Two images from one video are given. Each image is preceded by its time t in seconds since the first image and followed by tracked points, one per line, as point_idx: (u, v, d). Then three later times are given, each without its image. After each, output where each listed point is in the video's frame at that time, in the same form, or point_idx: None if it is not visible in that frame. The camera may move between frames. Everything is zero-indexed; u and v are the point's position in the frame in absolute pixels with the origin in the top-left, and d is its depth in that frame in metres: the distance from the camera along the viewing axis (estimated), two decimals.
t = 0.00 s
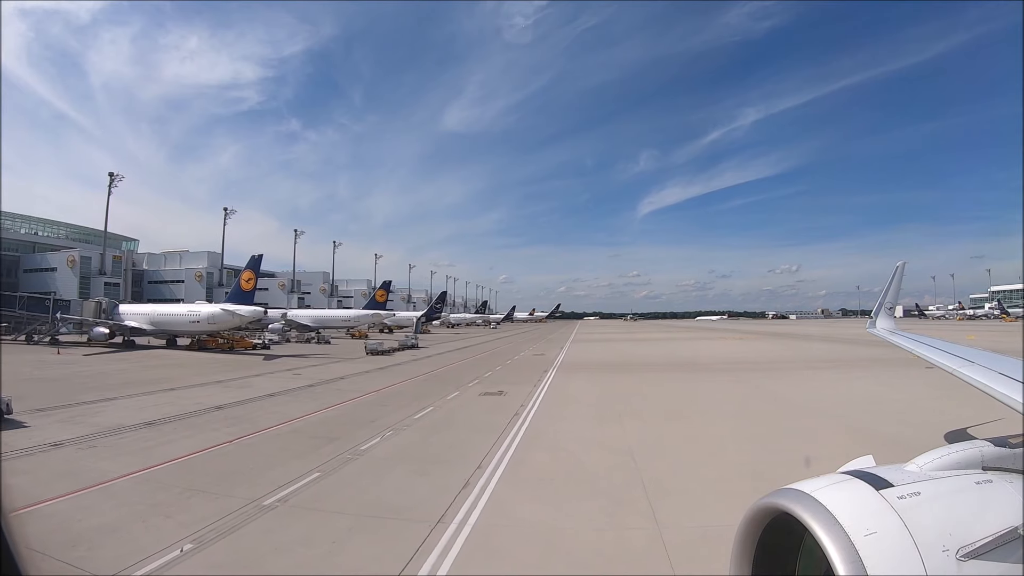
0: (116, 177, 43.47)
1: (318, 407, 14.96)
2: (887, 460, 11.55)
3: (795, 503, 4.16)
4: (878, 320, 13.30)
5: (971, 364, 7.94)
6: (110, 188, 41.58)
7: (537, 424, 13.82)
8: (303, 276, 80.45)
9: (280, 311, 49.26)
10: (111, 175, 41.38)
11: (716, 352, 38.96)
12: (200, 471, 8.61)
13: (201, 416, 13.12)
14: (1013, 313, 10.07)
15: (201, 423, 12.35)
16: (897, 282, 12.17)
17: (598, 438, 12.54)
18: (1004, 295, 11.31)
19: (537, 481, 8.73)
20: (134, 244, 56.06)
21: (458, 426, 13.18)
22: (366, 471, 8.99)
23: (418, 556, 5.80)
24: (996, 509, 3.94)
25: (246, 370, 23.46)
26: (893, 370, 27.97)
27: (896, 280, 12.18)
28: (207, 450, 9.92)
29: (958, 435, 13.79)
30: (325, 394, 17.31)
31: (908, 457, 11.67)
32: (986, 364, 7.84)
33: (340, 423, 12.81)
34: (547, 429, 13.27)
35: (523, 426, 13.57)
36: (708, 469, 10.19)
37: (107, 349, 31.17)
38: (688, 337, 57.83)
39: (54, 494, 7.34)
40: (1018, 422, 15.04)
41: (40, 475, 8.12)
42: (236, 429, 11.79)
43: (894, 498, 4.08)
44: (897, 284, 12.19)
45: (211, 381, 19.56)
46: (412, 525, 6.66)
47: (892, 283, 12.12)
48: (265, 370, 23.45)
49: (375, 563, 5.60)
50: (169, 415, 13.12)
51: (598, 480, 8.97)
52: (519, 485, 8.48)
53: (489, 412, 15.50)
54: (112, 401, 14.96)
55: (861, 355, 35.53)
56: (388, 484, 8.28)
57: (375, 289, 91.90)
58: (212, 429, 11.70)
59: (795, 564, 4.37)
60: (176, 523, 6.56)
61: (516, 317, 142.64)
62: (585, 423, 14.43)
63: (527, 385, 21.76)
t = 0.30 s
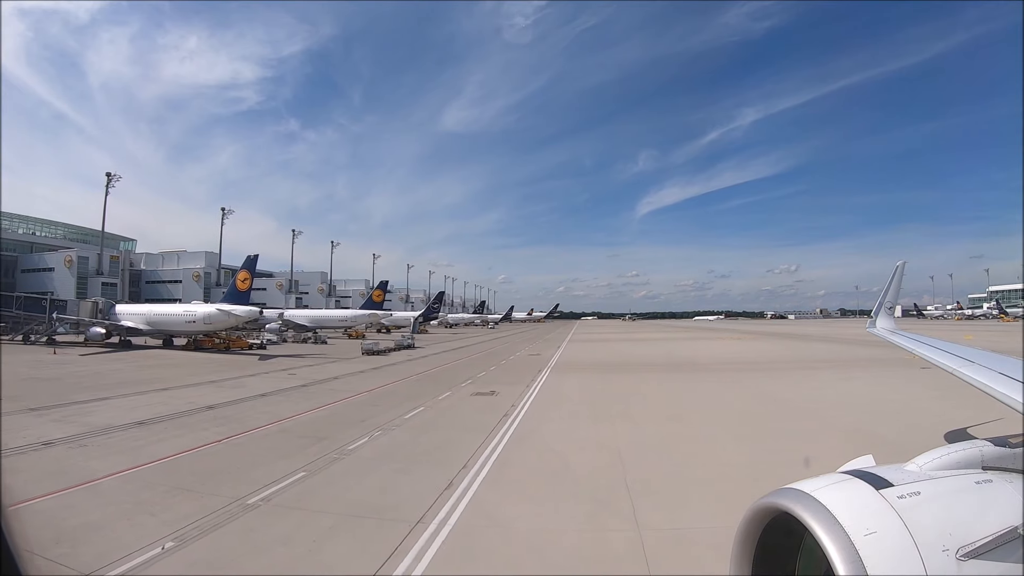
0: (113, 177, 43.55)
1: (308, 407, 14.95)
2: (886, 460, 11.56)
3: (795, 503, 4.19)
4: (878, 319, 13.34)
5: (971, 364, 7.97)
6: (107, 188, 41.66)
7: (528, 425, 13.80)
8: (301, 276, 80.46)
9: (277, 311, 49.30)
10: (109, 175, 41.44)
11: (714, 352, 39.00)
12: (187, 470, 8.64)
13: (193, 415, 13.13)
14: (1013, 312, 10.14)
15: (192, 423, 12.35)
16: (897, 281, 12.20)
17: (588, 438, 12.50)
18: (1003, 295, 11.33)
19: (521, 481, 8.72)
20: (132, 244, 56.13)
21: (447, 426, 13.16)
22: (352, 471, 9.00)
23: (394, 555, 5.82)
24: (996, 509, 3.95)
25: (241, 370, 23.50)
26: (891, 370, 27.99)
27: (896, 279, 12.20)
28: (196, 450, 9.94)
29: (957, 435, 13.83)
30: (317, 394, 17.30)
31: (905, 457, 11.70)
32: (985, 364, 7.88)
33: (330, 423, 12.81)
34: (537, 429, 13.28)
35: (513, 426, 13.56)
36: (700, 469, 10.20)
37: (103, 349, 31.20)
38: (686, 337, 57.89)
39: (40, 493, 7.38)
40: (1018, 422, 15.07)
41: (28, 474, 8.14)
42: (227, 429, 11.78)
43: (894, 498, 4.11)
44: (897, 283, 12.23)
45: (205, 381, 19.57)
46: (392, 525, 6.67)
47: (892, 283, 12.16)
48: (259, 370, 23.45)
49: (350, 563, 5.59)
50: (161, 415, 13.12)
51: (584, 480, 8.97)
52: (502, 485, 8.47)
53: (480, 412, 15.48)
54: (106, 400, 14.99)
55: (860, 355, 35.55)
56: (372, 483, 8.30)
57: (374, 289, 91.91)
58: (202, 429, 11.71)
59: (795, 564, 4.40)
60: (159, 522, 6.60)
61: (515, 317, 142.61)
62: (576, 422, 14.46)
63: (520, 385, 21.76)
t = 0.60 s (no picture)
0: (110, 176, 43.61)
1: (299, 407, 14.97)
2: (884, 461, 11.60)
3: (796, 503, 4.19)
4: (878, 319, 13.37)
5: (971, 364, 7.99)
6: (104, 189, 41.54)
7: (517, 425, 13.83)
8: (298, 277, 80.38)
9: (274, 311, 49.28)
10: (105, 175, 41.28)
11: (711, 352, 39.04)
12: (174, 470, 8.68)
13: (184, 415, 13.14)
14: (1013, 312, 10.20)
15: (184, 423, 12.36)
16: (897, 281, 12.23)
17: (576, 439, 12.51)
18: (1001, 295, 11.40)
19: (504, 481, 8.74)
20: (129, 244, 56.02)
21: (436, 426, 13.19)
22: (338, 470, 9.03)
23: (371, 554, 5.85)
24: (997, 509, 3.96)
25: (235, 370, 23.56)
26: (889, 371, 28.05)
27: (895, 279, 12.26)
28: (184, 450, 9.96)
29: (957, 435, 13.88)
30: (309, 394, 17.31)
31: (903, 458, 11.74)
32: (985, 364, 7.91)
33: (320, 423, 12.84)
34: (526, 429, 13.32)
35: (502, 426, 13.60)
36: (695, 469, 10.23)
37: (99, 350, 31.14)
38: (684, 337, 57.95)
39: (27, 491, 7.42)
40: (1017, 422, 15.13)
41: (16, 473, 8.16)
42: (217, 429, 11.79)
43: (894, 498, 4.10)
44: (897, 283, 12.26)
45: (199, 381, 19.56)
46: (372, 525, 6.69)
47: (892, 283, 12.19)
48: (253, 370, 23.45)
49: (327, 562, 5.61)
50: (152, 415, 13.11)
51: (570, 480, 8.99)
52: (485, 485, 8.48)
53: (470, 412, 15.52)
54: (98, 400, 14.98)
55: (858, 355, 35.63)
56: (357, 483, 8.33)
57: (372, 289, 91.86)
58: (193, 429, 11.72)
59: (795, 565, 4.39)
60: (142, 520, 6.64)
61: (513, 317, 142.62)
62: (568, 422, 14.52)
63: (512, 386, 21.82)
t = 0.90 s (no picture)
0: (107, 177, 43.62)
1: (290, 407, 15.02)
2: (883, 461, 11.62)
3: (796, 503, 4.21)
4: (878, 320, 13.42)
5: (972, 364, 8.03)
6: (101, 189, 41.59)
7: (506, 425, 13.90)
8: (296, 277, 80.45)
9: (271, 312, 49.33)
10: (103, 175, 41.40)
11: (709, 353, 39.11)
12: (161, 469, 8.73)
13: (175, 415, 13.19)
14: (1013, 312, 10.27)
15: (175, 423, 12.42)
16: (896, 281, 12.31)
17: (564, 438, 12.59)
18: (1000, 295, 11.44)
19: (487, 482, 8.77)
20: (126, 245, 56.07)
21: (424, 426, 13.22)
22: (324, 471, 9.06)
23: (349, 554, 5.88)
24: (998, 509, 3.98)
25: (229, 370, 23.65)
26: (888, 371, 28.13)
27: (896, 279, 12.30)
28: (173, 449, 10.01)
29: (958, 436, 13.92)
30: (300, 394, 17.36)
31: (902, 457, 11.78)
32: (986, 364, 7.95)
33: (309, 423, 12.88)
34: (514, 429, 13.41)
35: (490, 426, 13.65)
36: (687, 469, 10.29)
37: (95, 350, 31.17)
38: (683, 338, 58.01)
39: (14, 490, 7.47)
40: (1017, 423, 15.18)
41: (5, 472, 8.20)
42: (208, 429, 11.84)
43: (894, 498, 4.12)
44: (897, 283, 12.34)
45: (194, 382, 19.60)
46: (352, 524, 6.73)
47: (892, 283, 12.26)
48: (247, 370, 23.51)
49: (304, 562, 5.64)
50: (143, 415, 13.14)
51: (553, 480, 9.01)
52: (468, 485, 8.51)
53: (459, 412, 15.58)
54: (92, 400, 15.00)
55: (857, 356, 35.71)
56: (341, 483, 8.37)
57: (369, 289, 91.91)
58: (184, 429, 11.76)
59: (795, 564, 4.42)
60: (127, 518, 6.69)
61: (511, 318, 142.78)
62: (557, 422, 14.59)
63: (505, 386, 21.88)
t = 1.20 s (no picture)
0: (104, 178, 43.63)
1: (280, 407, 15.06)
2: (880, 463, 11.64)
3: (796, 503, 4.24)
4: (879, 320, 13.50)
5: (971, 364, 8.08)
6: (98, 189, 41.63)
7: (494, 425, 13.95)
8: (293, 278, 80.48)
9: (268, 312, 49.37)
10: (101, 175, 41.47)
11: (707, 353, 39.19)
12: (147, 468, 8.76)
13: (165, 416, 13.19)
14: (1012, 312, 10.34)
15: (165, 422, 12.45)
16: (897, 281, 12.38)
17: (552, 438, 12.63)
18: (998, 295, 11.51)
19: (470, 482, 8.81)
20: (123, 245, 56.06)
21: (412, 427, 13.25)
22: (309, 470, 9.09)
23: (326, 553, 5.91)
24: (998, 508, 4.02)
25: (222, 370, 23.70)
26: (886, 371, 28.21)
27: (895, 279, 12.35)
28: (160, 449, 10.03)
29: (958, 436, 13.99)
30: (292, 395, 17.37)
31: (900, 458, 11.84)
32: (987, 364, 8.00)
33: (299, 423, 12.90)
34: (502, 429, 13.45)
35: (478, 427, 13.68)
36: (680, 470, 10.33)
37: (90, 351, 31.19)
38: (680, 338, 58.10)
39: None
40: (1018, 423, 15.26)
41: None
42: (196, 429, 11.86)
43: (895, 499, 4.15)
44: (897, 283, 12.41)
45: (187, 382, 19.61)
46: (332, 524, 6.76)
47: (893, 283, 12.33)
48: (240, 370, 23.52)
49: (278, 561, 5.66)
50: (133, 415, 13.15)
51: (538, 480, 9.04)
52: (450, 486, 8.53)
53: (449, 412, 15.63)
54: (84, 400, 15.01)
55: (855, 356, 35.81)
56: (324, 483, 8.39)
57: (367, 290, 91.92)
58: (172, 428, 11.78)
59: (795, 565, 4.45)
60: (111, 516, 6.73)
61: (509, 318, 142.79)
62: (544, 423, 14.64)
63: (496, 386, 21.92)
